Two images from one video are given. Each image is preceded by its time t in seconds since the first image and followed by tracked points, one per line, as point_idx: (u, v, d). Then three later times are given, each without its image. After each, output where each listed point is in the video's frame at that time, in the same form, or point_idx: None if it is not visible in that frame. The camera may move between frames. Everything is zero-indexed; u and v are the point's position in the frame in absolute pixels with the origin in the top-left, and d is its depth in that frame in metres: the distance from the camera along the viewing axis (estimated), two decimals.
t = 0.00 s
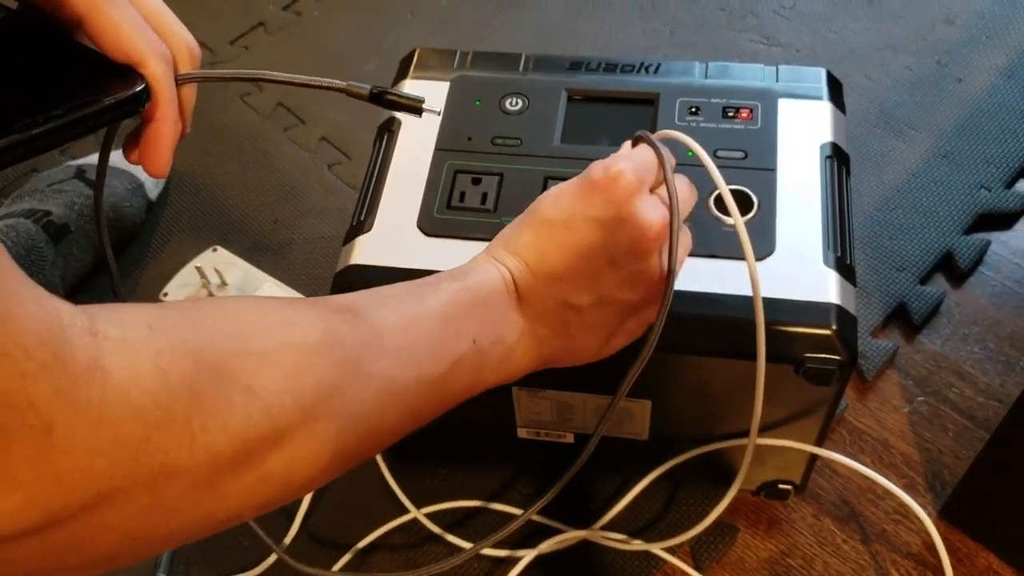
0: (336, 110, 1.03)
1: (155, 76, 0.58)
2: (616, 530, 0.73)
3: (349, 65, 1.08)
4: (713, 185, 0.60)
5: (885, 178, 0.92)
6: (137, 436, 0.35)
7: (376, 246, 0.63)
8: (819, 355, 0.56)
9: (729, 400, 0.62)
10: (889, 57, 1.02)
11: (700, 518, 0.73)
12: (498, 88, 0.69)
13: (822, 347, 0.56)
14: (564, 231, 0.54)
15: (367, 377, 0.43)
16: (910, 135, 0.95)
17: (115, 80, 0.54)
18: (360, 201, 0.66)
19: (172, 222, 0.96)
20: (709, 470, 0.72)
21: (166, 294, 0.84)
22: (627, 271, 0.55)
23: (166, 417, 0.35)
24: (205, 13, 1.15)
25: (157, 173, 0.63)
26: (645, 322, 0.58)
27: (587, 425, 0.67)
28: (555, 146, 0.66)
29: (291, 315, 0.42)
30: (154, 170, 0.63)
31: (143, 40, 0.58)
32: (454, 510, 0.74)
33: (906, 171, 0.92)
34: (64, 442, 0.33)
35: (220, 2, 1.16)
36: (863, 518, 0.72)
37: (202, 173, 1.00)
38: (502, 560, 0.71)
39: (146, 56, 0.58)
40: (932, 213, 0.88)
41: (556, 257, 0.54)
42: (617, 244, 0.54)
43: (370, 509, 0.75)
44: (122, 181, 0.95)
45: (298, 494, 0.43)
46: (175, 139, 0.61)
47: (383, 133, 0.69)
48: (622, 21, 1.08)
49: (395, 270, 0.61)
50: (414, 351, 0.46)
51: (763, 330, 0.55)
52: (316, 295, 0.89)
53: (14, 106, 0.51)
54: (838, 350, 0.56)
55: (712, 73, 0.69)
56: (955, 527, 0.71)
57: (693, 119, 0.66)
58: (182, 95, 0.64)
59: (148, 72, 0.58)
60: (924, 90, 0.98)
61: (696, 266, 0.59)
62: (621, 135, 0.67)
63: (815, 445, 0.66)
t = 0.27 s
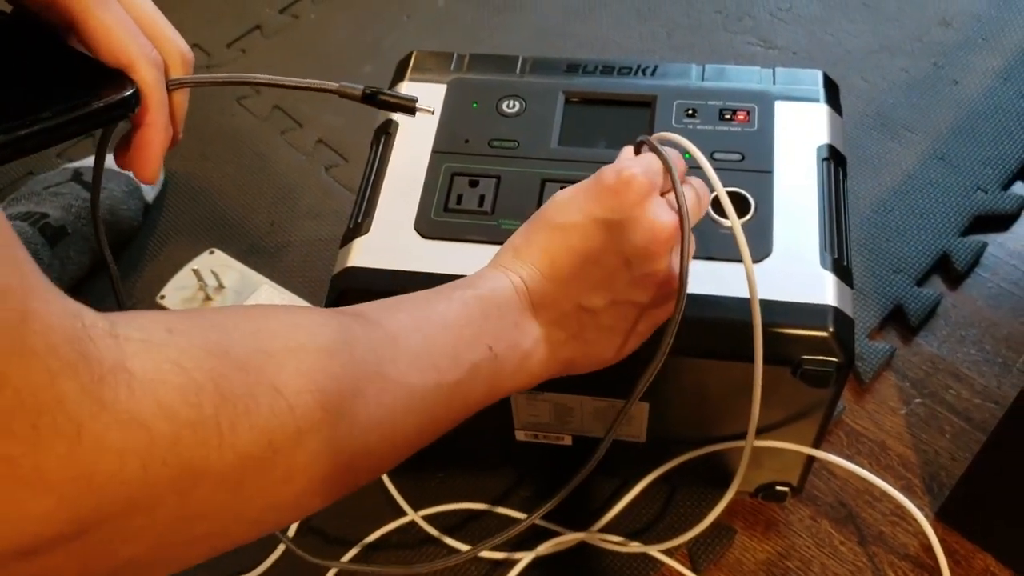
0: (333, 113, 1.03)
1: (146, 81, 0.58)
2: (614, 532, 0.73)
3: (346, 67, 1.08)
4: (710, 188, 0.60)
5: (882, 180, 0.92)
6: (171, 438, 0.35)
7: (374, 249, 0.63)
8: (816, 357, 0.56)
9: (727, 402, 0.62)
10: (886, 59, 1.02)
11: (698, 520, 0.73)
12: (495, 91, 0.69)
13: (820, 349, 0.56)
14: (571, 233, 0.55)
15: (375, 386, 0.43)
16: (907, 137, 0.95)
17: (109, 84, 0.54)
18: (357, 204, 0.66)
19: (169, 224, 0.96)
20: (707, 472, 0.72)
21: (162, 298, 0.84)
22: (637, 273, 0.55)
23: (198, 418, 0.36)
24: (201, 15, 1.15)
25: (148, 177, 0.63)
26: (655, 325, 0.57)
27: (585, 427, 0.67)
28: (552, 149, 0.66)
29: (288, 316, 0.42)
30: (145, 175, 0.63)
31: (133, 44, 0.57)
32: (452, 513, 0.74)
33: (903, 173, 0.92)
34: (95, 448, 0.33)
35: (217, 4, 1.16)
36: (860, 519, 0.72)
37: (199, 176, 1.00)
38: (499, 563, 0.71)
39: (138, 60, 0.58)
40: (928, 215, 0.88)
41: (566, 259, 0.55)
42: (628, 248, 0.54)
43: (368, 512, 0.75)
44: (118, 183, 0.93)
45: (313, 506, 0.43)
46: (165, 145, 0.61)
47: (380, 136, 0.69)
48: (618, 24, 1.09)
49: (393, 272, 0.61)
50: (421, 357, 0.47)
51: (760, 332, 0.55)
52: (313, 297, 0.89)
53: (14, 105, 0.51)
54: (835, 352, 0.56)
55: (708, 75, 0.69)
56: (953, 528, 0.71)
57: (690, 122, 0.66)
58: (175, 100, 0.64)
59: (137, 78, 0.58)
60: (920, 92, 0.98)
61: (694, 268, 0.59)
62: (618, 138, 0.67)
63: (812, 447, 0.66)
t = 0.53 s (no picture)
0: (332, 114, 1.03)
1: (147, 83, 0.58)
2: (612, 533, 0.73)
3: (344, 68, 1.08)
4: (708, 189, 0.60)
5: (880, 182, 0.92)
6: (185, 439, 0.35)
7: (372, 250, 0.63)
8: (814, 358, 0.56)
9: (724, 403, 0.62)
10: (883, 61, 1.02)
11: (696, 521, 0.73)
12: (493, 92, 0.69)
13: (817, 351, 0.56)
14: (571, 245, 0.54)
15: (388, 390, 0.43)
16: (905, 138, 0.95)
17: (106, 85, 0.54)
18: (355, 205, 0.66)
19: (167, 225, 0.96)
20: (705, 473, 0.72)
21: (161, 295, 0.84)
22: (641, 283, 0.55)
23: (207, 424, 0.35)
24: (199, 17, 1.15)
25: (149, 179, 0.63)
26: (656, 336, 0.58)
27: (583, 429, 0.67)
28: (550, 150, 0.66)
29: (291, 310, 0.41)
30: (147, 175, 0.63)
31: (134, 46, 0.57)
32: (451, 514, 0.74)
33: (901, 175, 0.92)
34: (113, 443, 0.33)
35: (214, 6, 1.16)
36: (858, 520, 0.73)
37: (197, 177, 1.00)
38: (498, 564, 0.71)
39: (139, 63, 0.57)
40: (926, 217, 0.88)
41: (566, 268, 0.54)
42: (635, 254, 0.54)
43: (365, 514, 0.75)
44: (117, 184, 0.93)
45: (329, 506, 0.44)
46: (166, 148, 0.61)
47: (378, 138, 0.69)
48: (616, 25, 1.09)
49: (391, 273, 0.61)
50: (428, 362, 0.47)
51: (757, 333, 0.55)
52: (311, 298, 0.89)
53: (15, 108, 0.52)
54: (833, 353, 0.56)
55: (706, 77, 0.69)
56: (950, 529, 0.72)
57: (688, 123, 0.66)
58: (176, 104, 0.64)
59: (136, 80, 0.58)
60: (918, 94, 0.99)
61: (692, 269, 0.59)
62: (616, 139, 0.67)
63: (810, 448, 0.66)
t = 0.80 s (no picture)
0: (332, 114, 1.03)
1: (211, 56, 0.61)
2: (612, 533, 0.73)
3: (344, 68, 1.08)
4: (708, 189, 0.60)
5: (879, 182, 0.92)
6: (94, 516, 0.37)
7: (372, 250, 0.63)
8: (813, 358, 0.56)
9: (724, 402, 0.62)
10: (883, 61, 1.02)
11: (696, 521, 0.73)
12: (493, 92, 0.69)
13: (817, 350, 0.56)
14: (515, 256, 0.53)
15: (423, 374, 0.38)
16: (904, 138, 0.95)
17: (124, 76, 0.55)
18: (355, 205, 0.66)
19: (167, 225, 0.96)
20: (705, 473, 0.72)
21: (161, 297, 0.83)
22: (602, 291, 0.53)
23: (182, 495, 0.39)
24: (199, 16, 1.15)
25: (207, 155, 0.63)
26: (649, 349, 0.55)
27: (583, 429, 0.67)
28: (550, 150, 0.66)
29: (242, 393, 0.44)
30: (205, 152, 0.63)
31: (198, 23, 0.61)
32: (452, 514, 0.74)
33: (901, 175, 0.92)
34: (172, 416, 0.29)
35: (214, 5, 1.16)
36: (858, 520, 0.73)
37: (196, 177, 1.00)
38: (499, 564, 0.71)
39: (203, 36, 0.61)
40: (926, 217, 0.88)
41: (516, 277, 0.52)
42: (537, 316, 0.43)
43: (365, 514, 0.75)
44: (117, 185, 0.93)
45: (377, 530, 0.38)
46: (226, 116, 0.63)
47: (377, 138, 0.69)
48: (617, 25, 1.09)
49: (391, 273, 0.61)
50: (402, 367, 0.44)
51: (757, 332, 0.55)
52: (311, 298, 0.89)
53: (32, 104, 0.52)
54: (833, 353, 0.56)
55: (706, 77, 0.69)
56: (950, 529, 0.72)
57: (688, 123, 0.66)
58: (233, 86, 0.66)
59: (202, 55, 0.60)
60: (918, 94, 0.99)
61: (692, 269, 0.59)
62: (616, 139, 0.67)
63: (810, 448, 0.66)
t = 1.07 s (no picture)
0: (332, 114, 1.03)
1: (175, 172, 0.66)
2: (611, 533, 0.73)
3: (344, 68, 1.08)
4: (708, 189, 0.60)
5: (880, 182, 0.92)
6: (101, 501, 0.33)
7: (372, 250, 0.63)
8: (813, 358, 0.56)
9: (723, 402, 0.62)
10: (883, 61, 1.02)
11: (696, 521, 0.73)
12: (493, 92, 0.69)
13: (817, 351, 0.56)
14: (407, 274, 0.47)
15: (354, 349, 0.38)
16: (904, 138, 0.95)
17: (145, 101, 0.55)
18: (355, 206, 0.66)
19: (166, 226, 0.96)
20: (705, 473, 0.72)
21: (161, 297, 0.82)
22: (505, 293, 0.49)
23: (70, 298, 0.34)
24: (199, 16, 1.15)
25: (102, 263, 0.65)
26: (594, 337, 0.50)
27: (583, 429, 0.67)
28: (550, 151, 0.66)
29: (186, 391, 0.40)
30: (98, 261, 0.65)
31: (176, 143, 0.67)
32: (452, 513, 0.74)
33: (901, 175, 0.92)
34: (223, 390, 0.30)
35: (214, 5, 1.16)
36: (858, 520, 0.72)
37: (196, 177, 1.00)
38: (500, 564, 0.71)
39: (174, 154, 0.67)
40: (927, 217, 0.88)
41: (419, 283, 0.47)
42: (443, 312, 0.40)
43: (364, 514, 0.75)
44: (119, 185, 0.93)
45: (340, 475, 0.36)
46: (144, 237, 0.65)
47: (377, 138, 0.69)
48: (617, 25, 1.09)
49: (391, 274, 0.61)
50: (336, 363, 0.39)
51: (757, 333, 0.55)
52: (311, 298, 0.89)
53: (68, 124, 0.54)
54: (833, 353, 0.56)
55: (706, 77, 0.69)
56: (950, 529, 0.72)
57: (688, 123, 0.66)
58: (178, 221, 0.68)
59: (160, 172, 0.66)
60: (918, 94, 0.99)
61: (692, 269, 0.59)
62: (616, 139, 0.67)
63: (811, 448, 0.66)
